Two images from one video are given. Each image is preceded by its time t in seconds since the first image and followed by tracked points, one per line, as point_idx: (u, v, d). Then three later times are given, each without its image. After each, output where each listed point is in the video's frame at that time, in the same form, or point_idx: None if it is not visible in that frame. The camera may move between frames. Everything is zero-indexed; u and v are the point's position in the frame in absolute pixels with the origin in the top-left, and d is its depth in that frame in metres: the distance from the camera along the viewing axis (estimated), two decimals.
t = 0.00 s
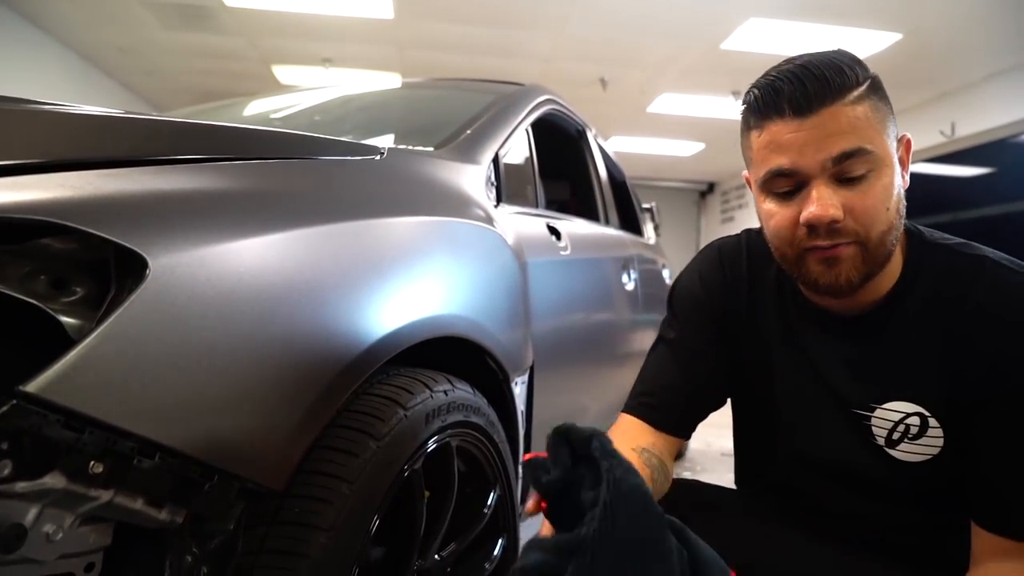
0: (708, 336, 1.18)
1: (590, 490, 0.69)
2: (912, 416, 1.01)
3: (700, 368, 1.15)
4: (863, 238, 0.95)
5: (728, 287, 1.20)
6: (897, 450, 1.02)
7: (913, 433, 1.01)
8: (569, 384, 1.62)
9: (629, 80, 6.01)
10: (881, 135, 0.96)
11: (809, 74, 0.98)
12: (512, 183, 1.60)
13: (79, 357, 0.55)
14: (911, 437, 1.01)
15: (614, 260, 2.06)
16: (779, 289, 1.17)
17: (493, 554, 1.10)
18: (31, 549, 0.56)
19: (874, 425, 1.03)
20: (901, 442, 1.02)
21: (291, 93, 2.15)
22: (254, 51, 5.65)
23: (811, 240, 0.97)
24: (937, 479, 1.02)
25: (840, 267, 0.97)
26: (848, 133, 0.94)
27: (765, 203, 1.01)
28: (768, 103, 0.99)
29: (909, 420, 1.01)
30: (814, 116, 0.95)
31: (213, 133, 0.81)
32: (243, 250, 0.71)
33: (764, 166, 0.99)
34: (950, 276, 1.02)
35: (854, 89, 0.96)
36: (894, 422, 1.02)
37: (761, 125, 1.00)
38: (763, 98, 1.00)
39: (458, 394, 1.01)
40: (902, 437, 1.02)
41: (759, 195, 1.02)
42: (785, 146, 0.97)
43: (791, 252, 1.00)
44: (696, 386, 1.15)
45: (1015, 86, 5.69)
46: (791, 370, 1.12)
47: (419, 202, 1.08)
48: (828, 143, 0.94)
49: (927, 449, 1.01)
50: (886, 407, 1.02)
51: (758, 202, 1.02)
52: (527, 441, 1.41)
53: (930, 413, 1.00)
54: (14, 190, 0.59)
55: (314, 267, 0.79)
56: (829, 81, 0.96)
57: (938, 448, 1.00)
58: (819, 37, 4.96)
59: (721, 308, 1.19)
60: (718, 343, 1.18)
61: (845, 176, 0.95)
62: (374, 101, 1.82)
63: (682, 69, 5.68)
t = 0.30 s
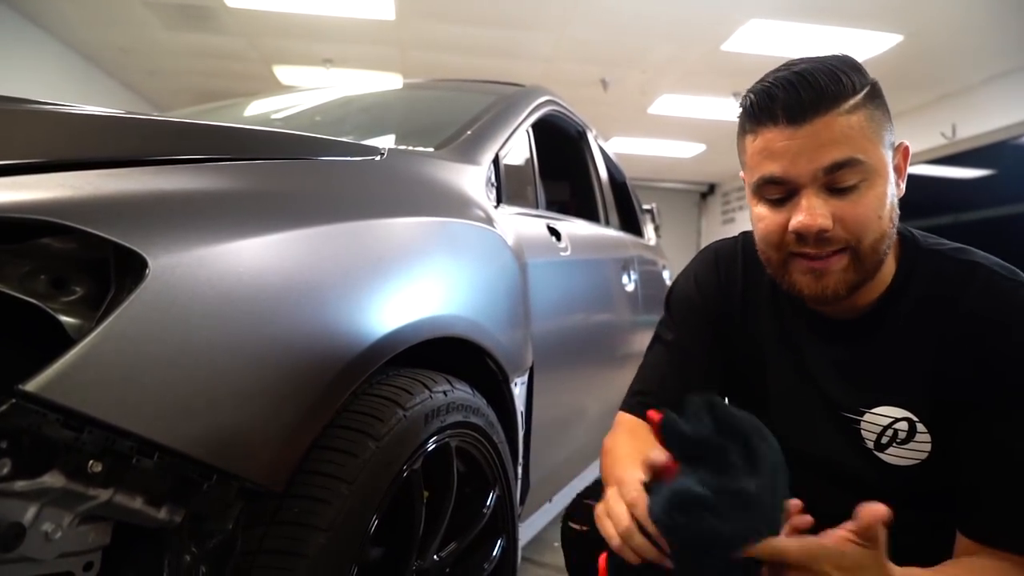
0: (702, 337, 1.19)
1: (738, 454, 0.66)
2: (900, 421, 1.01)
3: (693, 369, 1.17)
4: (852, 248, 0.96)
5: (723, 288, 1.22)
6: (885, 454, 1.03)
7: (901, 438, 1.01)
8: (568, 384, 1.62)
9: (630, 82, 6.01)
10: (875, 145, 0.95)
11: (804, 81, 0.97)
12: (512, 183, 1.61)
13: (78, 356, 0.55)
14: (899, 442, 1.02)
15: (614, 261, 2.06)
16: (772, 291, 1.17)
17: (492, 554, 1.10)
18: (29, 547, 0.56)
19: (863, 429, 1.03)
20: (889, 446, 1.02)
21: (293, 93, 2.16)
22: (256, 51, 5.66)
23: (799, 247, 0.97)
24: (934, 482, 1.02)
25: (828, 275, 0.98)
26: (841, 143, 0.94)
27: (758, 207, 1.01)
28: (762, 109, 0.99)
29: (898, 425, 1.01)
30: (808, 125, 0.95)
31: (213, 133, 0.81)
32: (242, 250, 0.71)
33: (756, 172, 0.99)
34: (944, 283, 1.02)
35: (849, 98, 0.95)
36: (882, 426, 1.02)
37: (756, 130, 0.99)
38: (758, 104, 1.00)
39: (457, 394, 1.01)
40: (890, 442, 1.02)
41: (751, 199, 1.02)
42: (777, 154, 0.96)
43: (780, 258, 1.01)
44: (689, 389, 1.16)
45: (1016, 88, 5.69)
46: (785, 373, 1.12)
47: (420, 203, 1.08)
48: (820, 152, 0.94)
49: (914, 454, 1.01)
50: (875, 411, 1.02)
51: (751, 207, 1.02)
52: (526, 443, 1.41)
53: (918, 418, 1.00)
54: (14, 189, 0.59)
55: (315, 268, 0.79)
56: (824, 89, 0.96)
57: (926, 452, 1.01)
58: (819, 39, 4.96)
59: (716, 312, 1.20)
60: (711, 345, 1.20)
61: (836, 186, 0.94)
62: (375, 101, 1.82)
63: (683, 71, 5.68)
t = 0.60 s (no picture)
0: (699, 337, 1.19)
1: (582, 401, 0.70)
2: (896, 421, 1.01)
3: (691, 369, 1.17)
4: (852, 245, 0.96)
5: (720, 287, 1.22)
6: (881, 454, 1.02)
7: (896, 438, 1.01)
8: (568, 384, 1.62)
9: (631, 82, 6.01)
10: (872, 142, 0.96)
11: (801, 79, 0.98)
12: (513, 184, 1.61)
13: (76, 355, 0.55)
14: (895, 442, 1.01)
15: (615, 261, 2.06)
16: (769, 291, 1.17)
17: (491, 554, 1.10)
18: (27, 545, 0.56)
19: (860, 429, 1.03)
20: (885, 445, 1.02)
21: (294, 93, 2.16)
22: (258, 51, 5.67)
23: (799, 246, 0.97)
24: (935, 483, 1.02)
25: (828, 273, 0.97)
26: (839, 141, 0.94)
27: (756, 207, 1.01)
28: (759, 109, 0.99)
29: (893, 425, 1.01)
30: (804, 123, 0.95)
31: (214, 133, 0.81)
32: (241, 250, 0.71)
33: (754, 171, 1.00)
34: (939, 283, 1.01)
35: (846, 96, 0.96)
36: (878, 426, 1.02)
37: (753, 130, 1.00)
38: (756, 103, 1.00)
39: (457, 394, 1.01)
40: (886, 441, 1.02)
41: (750, 198, 1.02)
42: (775, 152, 0.97)
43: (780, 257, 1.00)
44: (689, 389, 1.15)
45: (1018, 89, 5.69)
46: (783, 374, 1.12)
47: (420, 203, 1.08)
48: (818, 150, 0.94)
49: (910, 454, 1.01)
50: (871, 411, 1.02)
51: (749, 206, 1.02)
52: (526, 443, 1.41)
53: (913, 418, 1.00)
54: (13, 187, 0.59)
55: (314, 267, 0.79)
56: (821, 87, 0.96)
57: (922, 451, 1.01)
58: (821, 40, 4.96)
59: (713, 312, 1.20)
60: (707, 344, 1.20)
61: (835, 184, 0.94)
62: (375, 101, 1.82)
63: (684, 71, 5.68)
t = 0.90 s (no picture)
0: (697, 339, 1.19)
1: (700, 426, 0.78)
2: (897, 424, 1.01)
3: (689, 367, 1.18)
4: (859, 239, 0.95)
5: (718, 288, 1.22)
6: (881, 458, 1.02)
7: (897, 441, 1.01)
8: (568, 384, 1.62)
9: (632, 82, 6.01)
10: (879, 137, 0.96)
11: (809, 72, 0.99)
12: (513, 183, 1.61)
13: (73, 353, 0.55)
14: (895, 446, 1.01)
15: (615, 261, 2.06)
16: (770, 290, 1.17)
17: (490, 554, 1.10)
18: (23, 543, 0.56)
19: (860, 432, 1.03)
20: (885, 449, 1.02)
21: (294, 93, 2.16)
22: (259, 51, 5.67)
23: (806, 239, 0.96)
24: (934, 483, 1.02)
25: (835, 267, 0.96)
26: (847, 133, 0.95)
27: (761, 201, 1.01)
28: (767, 101, 1.00)
29: (894, 429, 1.01)
30: (812, 114, 0.96)
31: (212, 131, 0.81)
32: (239, 247, 0.71)
33: (761, 164, 1.00)
34: (944, 284, 1.01)
35: (854, 89, 0.97)
36: (878, 429, 1.02)
37: (760, 122, 1.00)
38: (763, 96, 1.01)
39: (455, 393, 1.01)
40: (887, 444, 1.02)
41: (755, 193, 1.02)
42: (783, 144, 0.97)
43: (786, 252, 0.99)
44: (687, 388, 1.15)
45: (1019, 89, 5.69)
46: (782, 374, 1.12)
47: (420, 203, 1.08)
48: (826, 142, 0.94)
49: (910, 458, 1.01)
50: (873, 414, 1.02)
51: (754, 201, 1.02)
52: (525, 443, 1.41)
53: (914, 422, 1.00)
54: (10, 185, 0.59)
55: (313, 265, 0.79)
56: (829, 80, 0.97)
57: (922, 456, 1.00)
58: (822, 40, 4.96)
59: (712, 313, 1.21)
60: (706, 345, 1.20)
61: (842, 176, 0.95)
62: (375, 101, 1.82)
63: (685, 71, 5.68)
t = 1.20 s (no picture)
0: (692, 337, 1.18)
1: (646, 453, 0.80)
2: (895, 422, 1.01)
3: (688, 364, 1.16)
4: (870, 222, 0.95)
5: (713, 286, 1.22)
6: (879, 455, 1.02)
7: (895, 439, 1.01)
8: (567, 382, 1.62)
9: (632, 81, 6.01)
10: (893, 121, 0.97)
11: (825, 53, 0.98)
12: (511, 181, 1.61)
13: (68, 349, 0.55)
14: (892, 443, 1.01)
15: (614, 259, 2.06)
16: (767, 288, 1.17)
17: (488, 550, 1.10)
18: (19, 540, 0.56)
19: (858, 429, 1.03)
20: (884, 447, 1.02)
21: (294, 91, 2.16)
22: (259, 50, 5.67)
23: (817, 220, 0.96)
24: (931, 479, 1.02)
25: (845, 249, 0.96)
26: (863, 113, 0.94)
27: (772, 182, 1.00)
28: (781, 81, 1.00)
29: (893, 426, 1.01)
30: (828, 93, 0.95)
31: (209, 129, 0.81)
32: (235, 244, 0.71)
33: (773, 144, 0.99)
34: (942, 282, 1.01)
35: (869, 73, 0.97)
36: (877, 427, 1.02)
37: (773, 102, 1.00)
38: (778, 76, 1.00)
39: (452, 390, 1.01)
40: (885, 442, 1.02)
41: (765, 174, 1.01)
42: (798, 122, 0.97)
43: (795, 234, 0.99)
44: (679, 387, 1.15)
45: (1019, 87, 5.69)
46: (778, 372, 1.12)
47: (419, 201, 1.09)
48: (843, 120, 0.94)
49: (907, 455, 1.01)
50: (871, 411, 1.02)
51: (764, 183, 1.01)
52: (524, 440, 1.41)
53: (913, 419, 1.00)
54: (5, 181, 0.59)
55: (310, 262, 0.79)
56: (846, 60, 0.97)
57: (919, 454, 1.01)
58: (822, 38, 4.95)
59: (709, 310, 1.20)
60: (701, 343, 1.19)
61: (856, 156, 0.95)
62: (374, 99, 1.82)
63: (685, 70, 5.67)
